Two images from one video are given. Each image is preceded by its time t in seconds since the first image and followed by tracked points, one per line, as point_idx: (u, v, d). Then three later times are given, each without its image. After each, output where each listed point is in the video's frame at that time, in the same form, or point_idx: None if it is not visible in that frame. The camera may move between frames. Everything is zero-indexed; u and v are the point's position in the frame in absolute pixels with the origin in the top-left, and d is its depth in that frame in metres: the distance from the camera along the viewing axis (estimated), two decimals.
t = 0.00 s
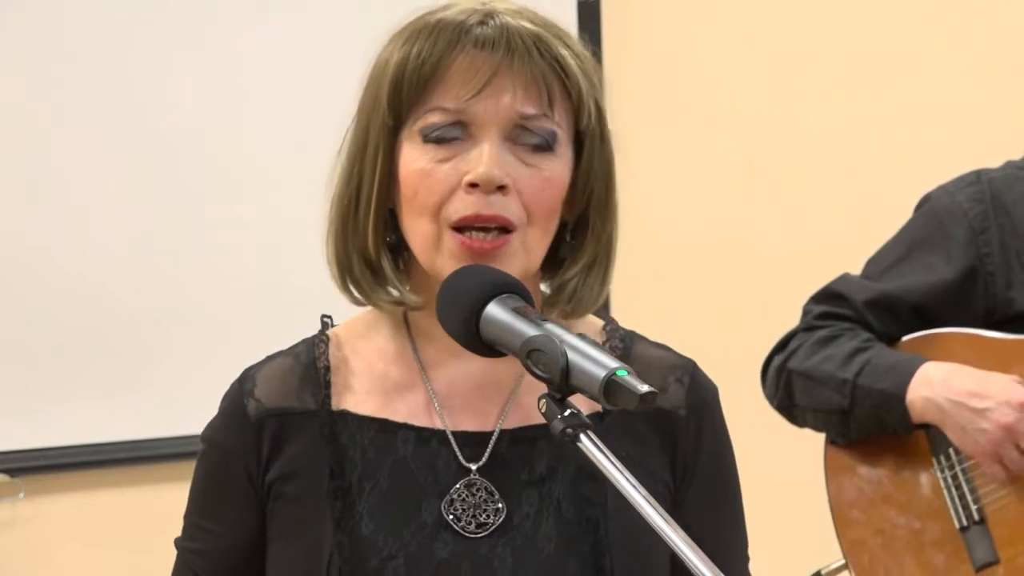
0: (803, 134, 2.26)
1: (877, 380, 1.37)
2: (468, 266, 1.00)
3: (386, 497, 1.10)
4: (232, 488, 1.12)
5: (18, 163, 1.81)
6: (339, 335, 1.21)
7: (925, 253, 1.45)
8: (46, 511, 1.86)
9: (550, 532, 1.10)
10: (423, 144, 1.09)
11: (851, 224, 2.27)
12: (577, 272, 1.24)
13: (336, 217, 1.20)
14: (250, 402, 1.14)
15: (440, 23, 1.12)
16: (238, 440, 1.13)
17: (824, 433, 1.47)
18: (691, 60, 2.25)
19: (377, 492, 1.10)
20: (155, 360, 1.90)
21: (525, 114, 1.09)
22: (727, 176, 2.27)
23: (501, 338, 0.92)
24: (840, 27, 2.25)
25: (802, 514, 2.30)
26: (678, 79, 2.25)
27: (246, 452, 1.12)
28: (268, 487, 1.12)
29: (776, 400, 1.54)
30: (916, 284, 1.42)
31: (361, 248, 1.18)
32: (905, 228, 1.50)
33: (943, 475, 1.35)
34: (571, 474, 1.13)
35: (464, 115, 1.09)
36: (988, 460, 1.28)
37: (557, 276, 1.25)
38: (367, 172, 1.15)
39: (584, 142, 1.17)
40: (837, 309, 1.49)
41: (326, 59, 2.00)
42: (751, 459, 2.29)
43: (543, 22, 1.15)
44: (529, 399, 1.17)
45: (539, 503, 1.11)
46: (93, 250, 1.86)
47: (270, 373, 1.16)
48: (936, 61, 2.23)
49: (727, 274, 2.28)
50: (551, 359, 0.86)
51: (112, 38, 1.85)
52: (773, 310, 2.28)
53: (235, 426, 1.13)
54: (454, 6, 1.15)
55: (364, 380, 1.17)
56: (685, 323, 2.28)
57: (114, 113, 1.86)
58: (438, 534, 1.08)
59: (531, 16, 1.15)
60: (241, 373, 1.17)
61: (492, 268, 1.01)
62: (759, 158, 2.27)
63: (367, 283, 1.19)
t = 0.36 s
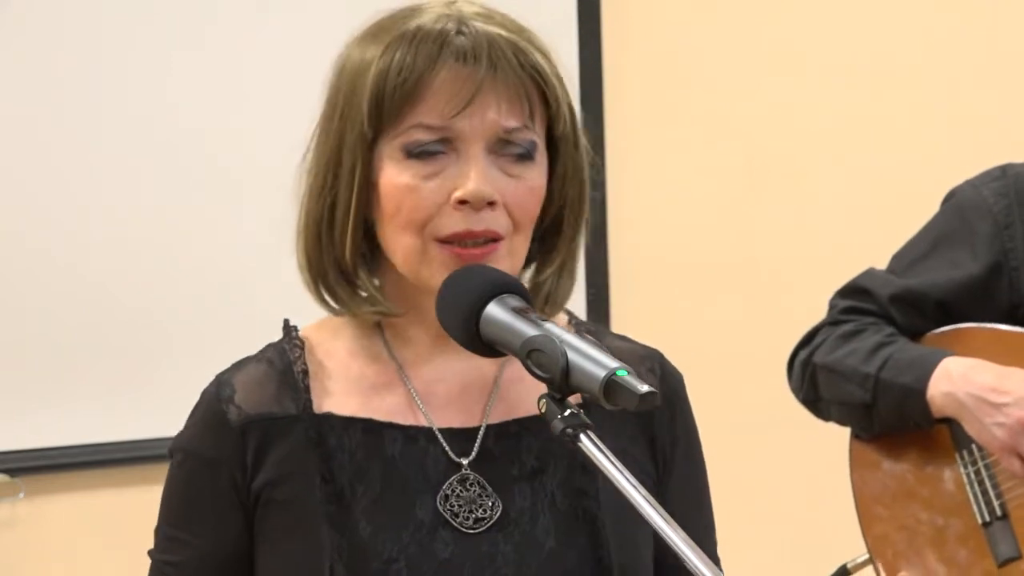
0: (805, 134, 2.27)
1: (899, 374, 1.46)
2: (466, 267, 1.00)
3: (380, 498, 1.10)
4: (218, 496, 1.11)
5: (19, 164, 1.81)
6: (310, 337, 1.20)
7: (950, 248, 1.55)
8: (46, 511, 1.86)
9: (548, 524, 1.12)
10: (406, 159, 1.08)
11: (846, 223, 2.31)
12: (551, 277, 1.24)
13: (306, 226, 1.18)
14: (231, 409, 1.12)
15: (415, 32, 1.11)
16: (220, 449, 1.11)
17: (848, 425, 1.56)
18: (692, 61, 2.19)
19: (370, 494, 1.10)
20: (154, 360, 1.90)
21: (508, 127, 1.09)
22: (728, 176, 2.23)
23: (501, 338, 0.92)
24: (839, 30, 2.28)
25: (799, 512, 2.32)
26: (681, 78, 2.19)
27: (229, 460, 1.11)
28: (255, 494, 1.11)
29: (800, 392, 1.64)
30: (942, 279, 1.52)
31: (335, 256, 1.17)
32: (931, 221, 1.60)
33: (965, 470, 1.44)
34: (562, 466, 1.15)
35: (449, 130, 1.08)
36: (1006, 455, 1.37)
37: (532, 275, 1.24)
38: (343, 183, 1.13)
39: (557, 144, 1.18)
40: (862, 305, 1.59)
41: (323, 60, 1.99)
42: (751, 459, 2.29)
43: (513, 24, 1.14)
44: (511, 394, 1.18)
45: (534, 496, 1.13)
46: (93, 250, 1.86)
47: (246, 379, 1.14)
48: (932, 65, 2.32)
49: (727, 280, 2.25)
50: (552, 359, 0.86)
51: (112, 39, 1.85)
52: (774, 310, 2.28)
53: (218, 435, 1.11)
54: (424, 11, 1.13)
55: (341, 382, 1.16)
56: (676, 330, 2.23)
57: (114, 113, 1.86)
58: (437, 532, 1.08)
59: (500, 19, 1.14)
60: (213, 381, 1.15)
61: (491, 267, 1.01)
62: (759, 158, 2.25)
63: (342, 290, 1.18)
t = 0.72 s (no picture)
0: (805, 134, 2.27)
1: (917, 376, 1.51)
2: (461, 270, 1.00)
3: (379, 505, 1.09)
4: (212, 517, 1.08)
5: (19, 164, 1.81)
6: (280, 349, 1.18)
7: (971, 245, 1.58)
8: (46, 511, 1.86)
9: (546, 522, 1.13)
10: (391, 169, 1.08)
11: (846, 223, 2.31)
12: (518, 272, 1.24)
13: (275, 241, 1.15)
14: (218, 428, 1.10)
15: (387, 39, 1.10)
16: (210, 469, 1.08)
17: (868, 422, 1.62)
18: (692, 61, 2.19)
19: (369, 503, 1.09)
20: (153, 361, 1.90)
21: (488, 129, 1.11)
22: (729, 176, 2.23)
23: (501, 338, 0.92)
24: (839, 30, 2.28)
25: (798, 512, 2.32)
26: (682, 77, 2.19)
27: (220, 481, 1.08)
28: (251, 512, 1.09)
29: (821, 389, 1.68)
30: (962, 277, 1.55)
31: (310, 270, 1.15)
32: (953, 217, 1.63)
33: (982, 471, 1.48)
34: (548, 463, 1.16)
35: (434, 136, 1.08)
36: None
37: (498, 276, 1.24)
38: (321, 195, 1.11)
39: (525, 141, 1.19)
40: (882, 301, 1.63)
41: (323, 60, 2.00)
42: (751, 459, 2.29)
43: (473, 23, 1.15)
44: (488, 397, 1.19)
45: (527, 496, 1.13)
46: (93, 250, 1.86)
47: (228, 396, 1.12)
48: (931, 65, 2.32)
49: (727, 280, 2.25)
50: (552, 359, 0.86)
51: (112, 39, 1.85)
52: (774, 311, 2.28)
53: (208, 454, 1.09)
54: (386, 15, 1.12)
55: (322, 393, 1.14)
56: (675, 330, 2.22)
57: (114, 113, 1.86)
58: (440, 537, 1.08)
59: (459, 19, 1.14)
60: (191, 399, 1.12)
61: (487, 267, 1.01)
62: (759, 158, 2.25)
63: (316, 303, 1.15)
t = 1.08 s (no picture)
0: (805, 134, 2.27)
1: (933, 382, 1.50)
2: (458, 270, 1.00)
3: (385, 501, 1.10)
4: (218, 526, 1.05)
5: (19, 164, 1.81)
6: (262, 349, 1.17)
7: (989, 247, 1.61)
8: (45, 510, 1.86)
9: (543, 510, 1.16)
10: (380, 170, 1.08)
11: (846, 222, 2.31)
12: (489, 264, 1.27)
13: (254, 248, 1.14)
14: (217, 434, 1.07)
15: (366, 39, 1.09)
16: (213, 476, 1.06)
17: (883, 425, 1.62)
18: (692, 61, 2.19)
19: (376, 499, 1.10)
20: (154, 360, 1.91)
21: (468, 123, 1.13)
22: (728, 177, 2.23)
23: (501, 338, 0.92)
24: (839, 30, 2.28)
25: (798, 512, 2.32)
26: (682, 78, 2.19)
27: (223, 488, 1.06)
28: (257, 518, 1.07)
29: (838, 390, 1.69)
30: (980, 278, 1.57)
31: (292, 275, 1.14)
32: (969, 220, 1.67)
33: (999, 475, 1.45)
34: (534, 451, 1.20)
35: (419, 134, 1.09)
36: None
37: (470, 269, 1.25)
38: (305, 199, 1.10)
39: (496, 135, 1.20)
40: (899, 305, 1.65)
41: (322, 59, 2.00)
42: (750, 458, 2.29)
43: (438, 18, 1.15)
44: (468, 391, 1.22)
45: (521, 485, 1.16)
46: (93, 250, 1.86)
47: (223, 402, 1.10)
48: (930, 65, 2.33)
49: (727, 280, 2.25)
50: (552, 359, 0.87)
51: (112, 39, 1.85)
52: (773, 311, 2.28)
53: (210, 462, 1.06)
54: (356, 15, 1.12)
55: (312, 392, 1.14)
56: (676, 330, 2.22)
57: (114, 112, 1.86)
58: (448, 529, 1.10)
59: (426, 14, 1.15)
60: (182, 406, 1.09)
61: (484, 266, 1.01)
62: (758, 158, 2.25)
63: (299, 308, 1.14)
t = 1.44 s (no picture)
0: (805, 134, 2.27)
1: (948, 386, 1.50)
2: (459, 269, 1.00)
3: (394, 495, 1.11)
4: (230, 526, 1.04)
5: (19, 164, 1.81)
6: (257, 347, 1.16)
7: (1003, 248, 1.61)
8: (45, 510, 1.86)
9: (543, 499, 1.18)
10: (374, 164, 1.09)
11: (846, 222, 2.31)
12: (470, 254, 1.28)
13: (246, 248, 1.13)
14: (225, 432, 1.07)
15: (353, 32, 1.09)
16: (223, 474, 1.05)
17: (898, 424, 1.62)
18: (692, 61, 2.19)
19: (385, 494, 1.11)
20: (155, 359, 1.91)
21: (456, 113, 1.13)
22: (728, 177, 2.23)
23: (501, 338, 0.92)
24: (839, 30, 2.28)
25: (798, 512, 2.32)
26: (682, 78, 2.19)
27: (234, 487, 1.05)
28: (270, 515, 1.06)
29: (854, 390, 1.70)
30: (995, 279, 1.57)
31: (286, 274, 1.14)
32: (983, 220, 1.66)
33: (1011, 477, 1.45)
34: (527, 443, 1.22)
35: (411, 126, 1.10)
36: None
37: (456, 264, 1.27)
38: (298, 197, 1.10)
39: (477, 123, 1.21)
40: (913, 305, 1.65)
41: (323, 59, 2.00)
42: (750, 458, 2.29)
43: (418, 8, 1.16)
44: (460, 383, 1.25)
45: (520, 475, 1.18)
46: (93, 250, 1.86)
47: (227, 401, 1.09)
48: (930, 65, 2.33)
49: (727, 280, 2.25)
50: (552, 359, 0.87)
51: (112, 39, 1.85)
52: (774, 311, 2.28)
53: (220, 461, 1.05)
54: (340, 8, 1.12)
55: (311, 388, 1.15)
56: (676, 330, 2.22)
57: (114, 112, 1.86)
58: (456, 519, 1.11)
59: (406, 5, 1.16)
60: (184, 407, 1.08)
61: (482, 267, 1.01)
62: (758, 158, 2.25)
63: (294, 307, 1.14)
